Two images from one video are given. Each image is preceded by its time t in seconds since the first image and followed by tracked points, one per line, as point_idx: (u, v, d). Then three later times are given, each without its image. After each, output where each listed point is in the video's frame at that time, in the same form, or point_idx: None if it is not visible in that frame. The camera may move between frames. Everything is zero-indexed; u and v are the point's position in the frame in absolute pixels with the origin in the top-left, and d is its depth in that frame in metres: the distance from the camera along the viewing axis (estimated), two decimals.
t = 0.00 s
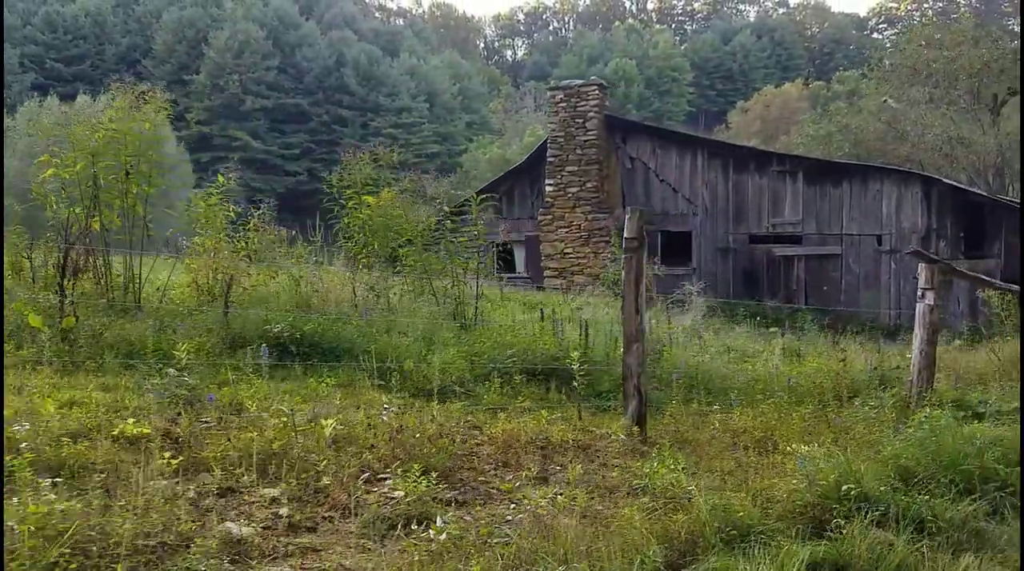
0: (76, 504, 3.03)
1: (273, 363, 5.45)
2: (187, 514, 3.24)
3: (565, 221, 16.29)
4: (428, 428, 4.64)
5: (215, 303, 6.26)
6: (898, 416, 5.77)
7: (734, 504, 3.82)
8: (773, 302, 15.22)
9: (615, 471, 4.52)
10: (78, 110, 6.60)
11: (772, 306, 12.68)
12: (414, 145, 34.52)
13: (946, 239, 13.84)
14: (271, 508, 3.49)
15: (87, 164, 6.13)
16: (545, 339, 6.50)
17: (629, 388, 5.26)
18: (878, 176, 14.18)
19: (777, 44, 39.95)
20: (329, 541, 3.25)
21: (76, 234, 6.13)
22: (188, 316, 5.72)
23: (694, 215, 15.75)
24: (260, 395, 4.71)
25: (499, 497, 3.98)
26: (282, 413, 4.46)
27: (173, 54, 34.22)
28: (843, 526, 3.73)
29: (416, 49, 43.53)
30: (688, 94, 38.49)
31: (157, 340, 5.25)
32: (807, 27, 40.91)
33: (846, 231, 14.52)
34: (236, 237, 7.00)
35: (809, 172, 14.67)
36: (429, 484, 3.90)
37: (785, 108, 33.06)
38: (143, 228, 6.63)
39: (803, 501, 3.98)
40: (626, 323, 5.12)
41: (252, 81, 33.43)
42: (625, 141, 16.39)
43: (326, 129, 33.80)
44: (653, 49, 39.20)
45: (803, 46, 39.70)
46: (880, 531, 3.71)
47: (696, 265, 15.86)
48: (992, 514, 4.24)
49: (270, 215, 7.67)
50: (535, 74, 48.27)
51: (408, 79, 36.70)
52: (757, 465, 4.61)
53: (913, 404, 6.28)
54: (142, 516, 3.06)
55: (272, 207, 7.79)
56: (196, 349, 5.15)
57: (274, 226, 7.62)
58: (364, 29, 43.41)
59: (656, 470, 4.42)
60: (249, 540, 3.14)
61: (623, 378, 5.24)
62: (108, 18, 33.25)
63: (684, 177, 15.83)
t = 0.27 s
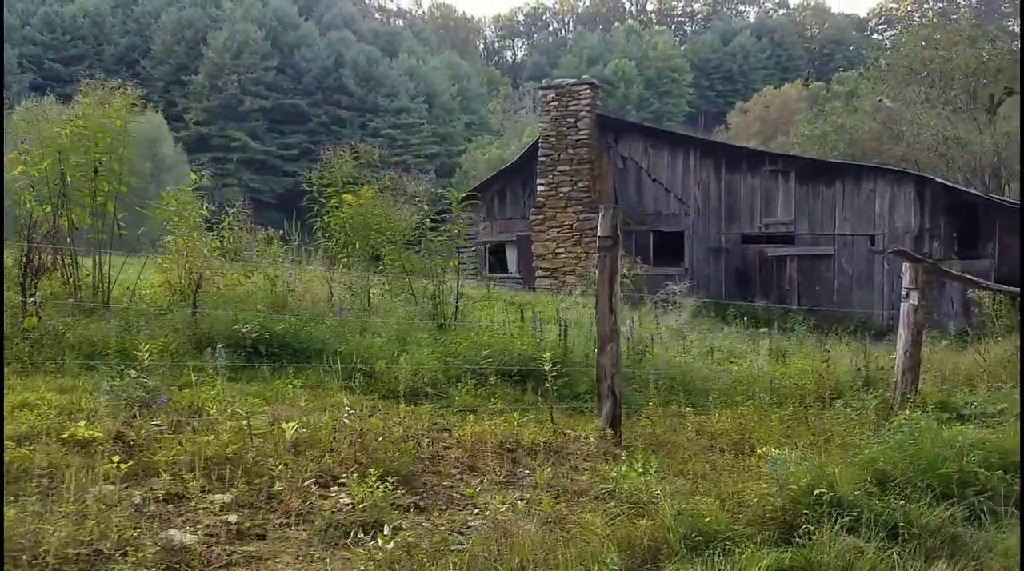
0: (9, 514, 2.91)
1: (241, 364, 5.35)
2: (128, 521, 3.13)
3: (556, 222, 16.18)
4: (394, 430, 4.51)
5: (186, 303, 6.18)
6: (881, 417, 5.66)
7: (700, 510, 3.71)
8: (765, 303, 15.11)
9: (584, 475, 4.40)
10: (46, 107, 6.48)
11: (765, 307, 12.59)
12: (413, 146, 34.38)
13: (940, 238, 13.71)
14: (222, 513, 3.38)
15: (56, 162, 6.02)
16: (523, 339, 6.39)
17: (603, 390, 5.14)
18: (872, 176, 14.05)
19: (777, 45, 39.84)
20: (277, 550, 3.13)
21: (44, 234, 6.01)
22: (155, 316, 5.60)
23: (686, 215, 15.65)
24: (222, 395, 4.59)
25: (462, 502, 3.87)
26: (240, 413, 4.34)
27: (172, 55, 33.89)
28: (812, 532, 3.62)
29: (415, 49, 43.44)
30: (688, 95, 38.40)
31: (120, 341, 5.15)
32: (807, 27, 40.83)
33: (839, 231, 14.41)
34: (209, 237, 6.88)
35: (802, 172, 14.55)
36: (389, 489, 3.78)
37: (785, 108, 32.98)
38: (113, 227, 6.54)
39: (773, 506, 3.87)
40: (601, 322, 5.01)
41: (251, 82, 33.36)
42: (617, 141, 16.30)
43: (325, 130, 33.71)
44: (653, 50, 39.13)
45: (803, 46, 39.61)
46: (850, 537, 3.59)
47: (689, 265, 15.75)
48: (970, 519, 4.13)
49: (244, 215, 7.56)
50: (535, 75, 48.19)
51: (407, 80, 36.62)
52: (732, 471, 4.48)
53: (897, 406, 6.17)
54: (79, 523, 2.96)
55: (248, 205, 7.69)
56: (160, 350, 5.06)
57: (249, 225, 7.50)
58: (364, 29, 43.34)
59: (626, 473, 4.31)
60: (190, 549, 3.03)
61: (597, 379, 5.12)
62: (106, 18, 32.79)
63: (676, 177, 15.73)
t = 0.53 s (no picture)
0: None
1: (213, 364, 5.26)
2: (78, 528, 3.05)
3: (547, 221, 16.09)
4: (364, 431, 4.42)
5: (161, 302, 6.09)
6: (865, 418, 5.58)
7: (672, 513, 3.63)
8: (758, 303, 15.02)
9: (558, 477, 4.31)
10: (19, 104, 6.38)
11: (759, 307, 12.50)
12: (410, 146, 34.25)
13: (933, 238, 13.60)
14: (177, 518, 3.29)
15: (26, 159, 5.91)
16: (504, 340, 6.30)
17: (580, 391, 5.05)
18: (864, 175, 13.96)
19: (775, 45, 39.72)
20: (232, 556, 3.04)
21: (14, 233, 5.92)
22: (127, 316, 5.50)
23: (678, 215, 15.57)
24: (188, 396, 4.50)
25: (429, 506, 3.78)
26: (205, 415, 4.25)
27: (169, 55, 33.64)
28: (786, 536, 3.53)
29: (413, 49, 43.31)
30: (686, 95, 38.30)
31: (88, 341, 5.06)
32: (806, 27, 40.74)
33: (832, 231, 14.31)
34: (187, 235, 6.76)
35: (794, 171, 14.46)
36: (354, 492, 3.68)
37: (784, 108, 32.89)
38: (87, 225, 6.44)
39: (747, 510, 3.79)
40: (578, 322, 4.92)
41: (248, 82, 33.28)
42: (609, 140, 16.22)
43: (324, 130, 33.62)
44: (651, 51, 39.05)
45: (802, 47, 39.53)
46: (824, 541, 3.51)
47: (681, 265, 15.66)
48: (950, 523, 4.04)
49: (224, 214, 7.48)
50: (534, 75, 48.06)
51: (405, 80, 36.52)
52: (709, 474, 4.39)
53: (883, 407, 6.09)
54: (25, 529, 2.88)
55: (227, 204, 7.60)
56: (128, 350, 4.97)
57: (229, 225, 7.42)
58: (362, 29, 43.25)
59: (600, 475, 4.22)
60: (142, 556, 2.93)
61: (574, 379, 5.03)
62: (103, 18, 32.65)
63: (669, 176, 15.64)
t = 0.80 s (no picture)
0: None
1: (179, 366, 5.15)
2: (15, 536, 2.95)
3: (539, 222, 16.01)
4: (328, 434, 4.31)
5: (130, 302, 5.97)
6: (846, 422, 5.47)
7: (637, 518, 3.52)
8: (750, 304, 14.90)
9: (526, 481, 4.20)
10: None
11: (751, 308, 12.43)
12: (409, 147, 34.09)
13: (926, 239, 13.50)
14: (121, 525, 3.17)
15: None
16: (482, 340, 6.19)
17: (553, 394, 4.93)
18: (857, 175, 13.83)
19: (775, 46, 39.58)
20: (176, 564, 2.92)
21: None
22: (91, 317, 5.36)
23: (671, 215, 15.47)
24: (146, 399, 4.38)
25: (388, 511, 3.67)
26: (162, 418, 4.14)
27: (168, 55, 33.44)
28: (752, 544, 3.42)
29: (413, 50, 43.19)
30: (686, 96, 38.18)
31: (48, 344, 4.93)
32: (806, 29, 40.62)
33: (825, 231, 14.19)
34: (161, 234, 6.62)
35: (786, 171, 14.35)
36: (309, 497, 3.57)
37: (784, 110, 32.77)
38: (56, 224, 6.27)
39: (715, 515, 3.69)
40: (551, 323, 4.81)
41: (247, 82, 33.20)
42: (602, 140, 16.14)
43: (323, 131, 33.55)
44: (651, 52, 38.96)
45: (802, 49, 39.42)
46: (792, 549, 3.40)
47: (673, 266, 15.56)
48: (927, 529, 3.93)
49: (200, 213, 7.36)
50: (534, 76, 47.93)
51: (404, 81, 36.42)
52: (680, 479, 4.28)
53: (866, 409, 5.97)
54: None
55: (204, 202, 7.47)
56: (89, 352, 4.84)
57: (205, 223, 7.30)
58: (361, 30, 43.17)
59: (568, 478, 4.12)
60: (79, 565, 2.82)
61: (548, 382, 4.92)
62: (102, 19, 31.83)
63: (661, 176, 15.54)
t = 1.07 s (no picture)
0: None
1: (146, 369, 5.04)
2: None
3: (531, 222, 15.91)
4: (291, 439, 4.20)
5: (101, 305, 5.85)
6: (829, 426, 5.35)
7: (600, 525, 3.40)
8: (744, 305, 14.78)
9: (493, 485, 4.08)
10: None
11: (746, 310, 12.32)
12: (410, 148, 34.11)
13: (921, 240, 13.36)
14: (63, 534, 3.05)
15: None
16: (460, 342, 6.09)
17: (527, 397, 4.82)
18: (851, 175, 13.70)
19: (776, 47, 39.43)
20: None
21: None
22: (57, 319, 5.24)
23: (664, 216, 15.36)
24: (105, 403, 4.27)
25: (347, 517, 3.57)
26: (118, 422, 4.03)
27: (169, 56, 33.36)
28: (720, 553, 3.30)
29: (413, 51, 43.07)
30: (687, 98, 38.04)
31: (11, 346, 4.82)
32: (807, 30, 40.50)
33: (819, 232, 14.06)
34: (135, 235, 6.48)
35: (780, 171, 14.23)
36: (263, 504, 3.46)
37: (785, 111, 32.62)
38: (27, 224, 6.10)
39: (683, 522, 3.59)
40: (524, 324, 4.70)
41: (247, 83, 33.08)
42: (595, 140, 16.03)
43: (324, 132, 33.45)
44: (651, 53, 38.83)
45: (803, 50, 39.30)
46: (762, 558, 3.28)
47: (667, 267, 15.46)
48: (904, 536, 3.82)
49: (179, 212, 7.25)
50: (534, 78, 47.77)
51: (404, 82, 36.30)
52: (652, 484, 4.16)
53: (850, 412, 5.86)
54: None
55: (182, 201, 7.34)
56: (51, 355, 4.73)
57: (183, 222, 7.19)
58: (362, 31, 43.03)
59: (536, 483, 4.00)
60: None
61: (522, 383, 4.80)
62: (103, 20, 31.65)
63: (654, 177, 15.43)
